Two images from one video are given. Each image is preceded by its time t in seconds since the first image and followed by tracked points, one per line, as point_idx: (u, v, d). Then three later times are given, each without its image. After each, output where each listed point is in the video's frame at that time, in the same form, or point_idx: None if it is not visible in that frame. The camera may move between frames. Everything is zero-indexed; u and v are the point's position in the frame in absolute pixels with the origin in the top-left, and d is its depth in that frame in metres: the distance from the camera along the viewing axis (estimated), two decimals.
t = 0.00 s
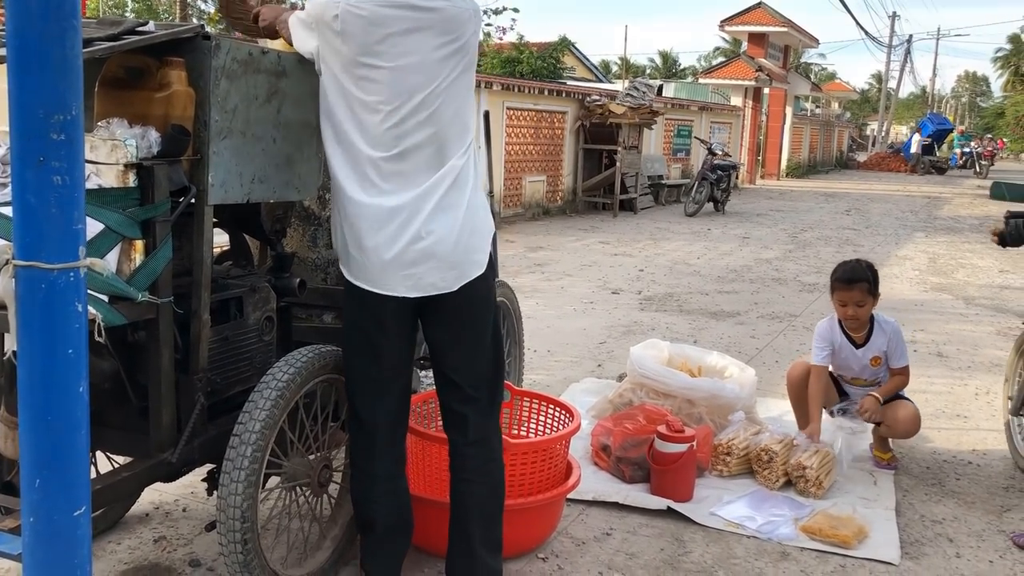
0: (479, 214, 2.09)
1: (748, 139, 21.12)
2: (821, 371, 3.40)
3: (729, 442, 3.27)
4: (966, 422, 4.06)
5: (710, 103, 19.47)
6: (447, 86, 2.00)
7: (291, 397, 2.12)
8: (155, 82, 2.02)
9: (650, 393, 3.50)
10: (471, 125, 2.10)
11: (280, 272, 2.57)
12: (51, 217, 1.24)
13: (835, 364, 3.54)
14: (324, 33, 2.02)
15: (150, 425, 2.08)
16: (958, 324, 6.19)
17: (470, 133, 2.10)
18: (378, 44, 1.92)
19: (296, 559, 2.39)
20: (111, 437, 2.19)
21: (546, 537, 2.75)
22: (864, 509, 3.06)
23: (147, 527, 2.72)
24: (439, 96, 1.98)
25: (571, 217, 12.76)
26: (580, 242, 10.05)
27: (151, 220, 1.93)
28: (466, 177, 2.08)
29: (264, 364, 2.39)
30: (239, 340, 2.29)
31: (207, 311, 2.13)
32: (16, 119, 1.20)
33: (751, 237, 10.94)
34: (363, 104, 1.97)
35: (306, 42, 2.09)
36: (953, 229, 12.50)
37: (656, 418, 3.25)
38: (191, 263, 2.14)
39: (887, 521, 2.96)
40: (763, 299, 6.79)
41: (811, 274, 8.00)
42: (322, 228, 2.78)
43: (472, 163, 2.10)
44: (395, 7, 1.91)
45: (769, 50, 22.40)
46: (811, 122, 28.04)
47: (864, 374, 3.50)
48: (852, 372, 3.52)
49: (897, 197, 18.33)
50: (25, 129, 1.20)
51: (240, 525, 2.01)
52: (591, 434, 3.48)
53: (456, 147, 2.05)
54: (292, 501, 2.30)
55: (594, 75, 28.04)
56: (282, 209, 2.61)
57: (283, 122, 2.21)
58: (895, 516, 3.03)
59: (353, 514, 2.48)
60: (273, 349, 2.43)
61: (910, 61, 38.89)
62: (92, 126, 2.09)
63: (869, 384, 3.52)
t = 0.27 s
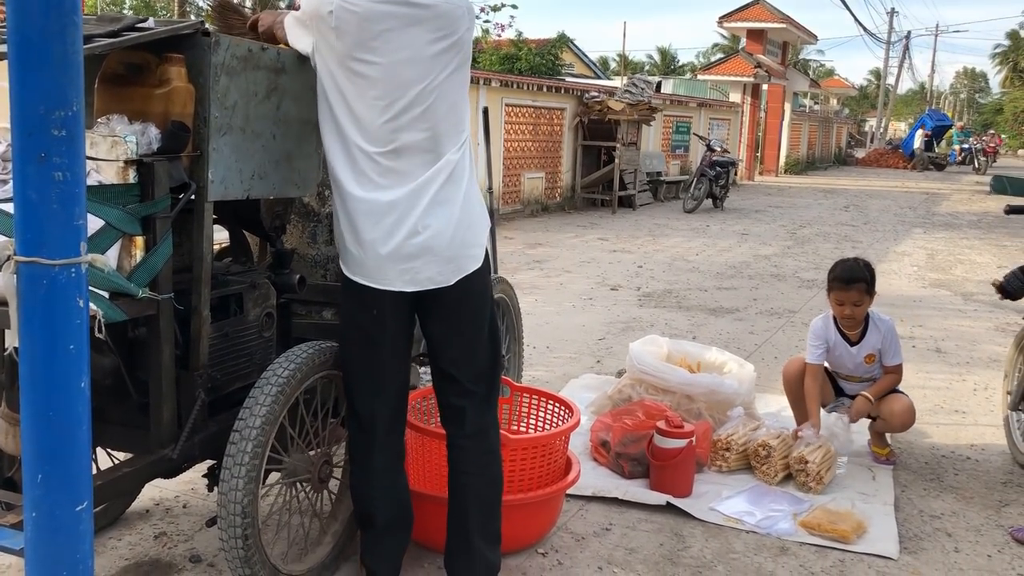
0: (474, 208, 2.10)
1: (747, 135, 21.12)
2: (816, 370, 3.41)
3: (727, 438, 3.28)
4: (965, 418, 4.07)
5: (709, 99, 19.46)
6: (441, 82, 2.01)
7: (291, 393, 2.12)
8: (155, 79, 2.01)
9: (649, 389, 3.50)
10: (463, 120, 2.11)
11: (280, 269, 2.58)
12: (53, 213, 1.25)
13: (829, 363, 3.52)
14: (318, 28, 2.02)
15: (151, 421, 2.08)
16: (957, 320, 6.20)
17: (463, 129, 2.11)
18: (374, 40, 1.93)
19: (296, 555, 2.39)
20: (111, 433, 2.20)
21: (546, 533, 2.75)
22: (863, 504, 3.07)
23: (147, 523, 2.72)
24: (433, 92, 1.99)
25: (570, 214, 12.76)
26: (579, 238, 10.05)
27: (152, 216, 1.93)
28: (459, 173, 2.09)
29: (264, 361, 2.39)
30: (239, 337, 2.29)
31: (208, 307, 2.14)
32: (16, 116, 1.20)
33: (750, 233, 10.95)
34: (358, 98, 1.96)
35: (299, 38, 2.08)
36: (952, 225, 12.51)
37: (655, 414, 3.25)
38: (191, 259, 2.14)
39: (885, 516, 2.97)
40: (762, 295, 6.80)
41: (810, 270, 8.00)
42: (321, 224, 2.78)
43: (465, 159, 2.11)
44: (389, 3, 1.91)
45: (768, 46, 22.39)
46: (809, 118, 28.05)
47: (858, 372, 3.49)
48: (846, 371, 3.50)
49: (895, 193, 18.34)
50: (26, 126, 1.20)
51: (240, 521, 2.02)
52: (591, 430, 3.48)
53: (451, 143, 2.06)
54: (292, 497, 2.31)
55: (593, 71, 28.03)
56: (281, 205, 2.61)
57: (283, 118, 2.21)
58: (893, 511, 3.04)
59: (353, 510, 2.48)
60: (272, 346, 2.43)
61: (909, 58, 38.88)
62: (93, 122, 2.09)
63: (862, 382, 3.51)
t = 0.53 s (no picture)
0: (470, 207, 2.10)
1: (747, 132, 21.10)
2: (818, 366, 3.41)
3: (728, 435, 3.29)
4: (965, 414, 4.07)
5: (709, 96, 19.44)
6: (441, 81, 2.01)
7: (292, 390, 2.13)
8: (155, 76, 2.03)
9: (649, 386, 3.50)
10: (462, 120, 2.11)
11: (280, 266, 2.60)
12: (53, 211, 1.25)
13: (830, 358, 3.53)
14: (320, 25, 2.02)
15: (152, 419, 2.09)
16: (957, 316, 6.20)
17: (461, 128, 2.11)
18: (374, 37, 1.92)
19: (298, 552, 2.39)
20: (112, 431, 2.20)
21: (547, 530, 2.76)
22: (863, 500, 3.07)
23: (149, 520, 2.73)
24: (433, 91, 2.00)
25: (570, 211, 12.76)
26: (580, 236, 10.04)
27: (152, 214, 1.93)
28: (457, 171, 2.09)
29: (264, 358, 2.39)
30: (239, 334, 2.29)
31: (208, 304, 2.14)
32: (18, 114, 1.20)
33: (750, 230, 10.95)
34: (357, 94, 1.96)
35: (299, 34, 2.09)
36: (952, 222, 12.51)
37: (656, 411, 3.26)
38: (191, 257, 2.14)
39: (886, 513, 2.97)
40: (763, 292, 6.80)
41: (811, 268, 8.00)
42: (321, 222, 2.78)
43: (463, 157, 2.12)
44: None
45: (768, 43, 22.37)
46: (810, 115, 28.02)
47: (859, 367, 3.49)
48: (847, 366, 3.51)
49: (896, 190, 18.34)
50: (26, 124, 1.20)
51: (242, 518, 2.02)
52: (591, 427, 3.48)
53: (449, 141, 2.06)
54: (293, 494, 2.31)
55: (592, 69, 28.01)
56: (282, 203, 2.62)
57: (283, 116, 2.21)
58: (894, 507, 3.04)
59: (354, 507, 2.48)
60: (273, 343, 2.43)
61: (909, 54, 38.84)
62: (93, 120, 2.10)
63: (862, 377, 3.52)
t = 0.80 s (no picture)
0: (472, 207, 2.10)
1: (747, 132, 21.09)
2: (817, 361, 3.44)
3: (729, 434, 3.29)
4: (966, 414, 4.07)
5: (709, 96, 19.43)
6: (444, 81, 2.01)
7: (292, 389, 2.12)
8: (155, 75, 2.01)
9: (650, 385, 3.50)
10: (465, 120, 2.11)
11: (281, 265, 2.60)
12: (54, 209, 1.24)
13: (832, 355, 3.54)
14: (324, 22, 2.02)
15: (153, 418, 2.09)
16: (958, 315, 6.20)
17: (463, 127, 2.11)
18: (378, 35, 1.92)
19: (298, 551, 2.39)
20: (113, 430, 2.20)
21: (548, 529, 2.76)
22: (864, 500, 3.07)
23: (149, 519, 2.73)
24: (436, 90, 1.99)
25: (571, 210, 12.76)
26: (580, 235, 10.04)
27: (153, 213, 1.93)
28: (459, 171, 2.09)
29: (265, 357, 2.39)
30: (240, 333, 2.29)
31: (209, 303, 2.14)
32: (19, 112, 1.20)
33: (751, 229, 10.94)
34: (359, 92, 1.96)
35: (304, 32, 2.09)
36: (952, 221, 12.51)
37: (657, 410, 3.25)
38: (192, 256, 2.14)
39: (887, 512, 2.97)
40: (763, 291, 6.80)
41: (811, 267, 8.00)
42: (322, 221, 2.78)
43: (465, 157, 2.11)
44: None
45: (768, 42, 22.35)
46: (810, 114, 28.01)
47: (860, 364, 3.49)
48: (848, 363, 3.51)
49: (897, 189, 18.33)
50: (27, 123, 1.20)
51: (242, 517, 2.02)
52: (592, 426, 3.48)
53: (451, 141, 2.06)
54: (293, 493, 2.31)
55: (593, 68, 28.00)
56: (282, 202, 2.62)
57: (283, 114, 2.21)
58: (895, 507, 3.04)
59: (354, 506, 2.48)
60: (274, 342, 2.43)
61: (910, 53, 38.81)
62: (94, 119, 2.10)
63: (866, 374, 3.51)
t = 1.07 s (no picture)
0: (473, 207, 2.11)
1: (746, 132, 21.11)
2: (807, 360, 3.44)
3: (727, 435, 3.29)
4: (965, 414, 4.07)
5: (708, 96, 19.43)
6: (442, 82, 2.01)
7: (291, 390, 2.13)
8: (154, 77, 2.02)
9: (648, 386, 3.50)
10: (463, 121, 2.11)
11: (280, 266, 2.60)
12: (52, 211, 1.25)
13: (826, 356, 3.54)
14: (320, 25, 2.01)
15: (152, 419, 2.09)
16: (956, 316, 6.21)
17: (462, 128, 2.12)
18: (376, 38, 1.92)
19: (297, 552, 2.40)
20: (113, 432, 2.20)
21: (546, 530, 2.76)
22: (862, 500, 3.08)
23: (148, 520, 2.73)
24: (434, 92, 2.00)
25: (570, 211, 12.77)
26: (579, 236, 10.04)
27: (152, 214, 1.93)
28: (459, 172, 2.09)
29: (264, 358, 2.39)
30: (239, 334, 2.29)
31: (208, 305, 2.14)
32: (17, 114, 1.20)
33: (750, 230, 10.95)
34: (357, 94, 1.96)
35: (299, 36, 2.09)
36: (951, 222, 12.52)
37: (655, 411, 3.26)
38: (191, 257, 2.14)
39: (885, 512, 2.98)
40: (762, 292, 6.80)
41: (810, 268, 8.01)
42: (321, 222, 2.78)
43: (464, 157, 2.12)
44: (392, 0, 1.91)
45: (767, 43, 22.36)
46: (809, 115, 28.02)
47: (853, 365, 3.49)
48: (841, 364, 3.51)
49: (895, 190, 18.35)
50: (26, 125, 1.20)
51: (241, 518, 2.02)
52: (591, 427, 3.48)
53: (450, 142, 2.06)
54: (292, 494, 2.31)
55: (592, 68, 28.04)
56: (281, 203, 2.62)
57: (282, 116, 2.21)
58: (893, 507, 3.04)
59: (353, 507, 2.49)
60: (273, 343, 2.44)
61: (909, 54, 38.82)
62: (93, 120, 2.10)
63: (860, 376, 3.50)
